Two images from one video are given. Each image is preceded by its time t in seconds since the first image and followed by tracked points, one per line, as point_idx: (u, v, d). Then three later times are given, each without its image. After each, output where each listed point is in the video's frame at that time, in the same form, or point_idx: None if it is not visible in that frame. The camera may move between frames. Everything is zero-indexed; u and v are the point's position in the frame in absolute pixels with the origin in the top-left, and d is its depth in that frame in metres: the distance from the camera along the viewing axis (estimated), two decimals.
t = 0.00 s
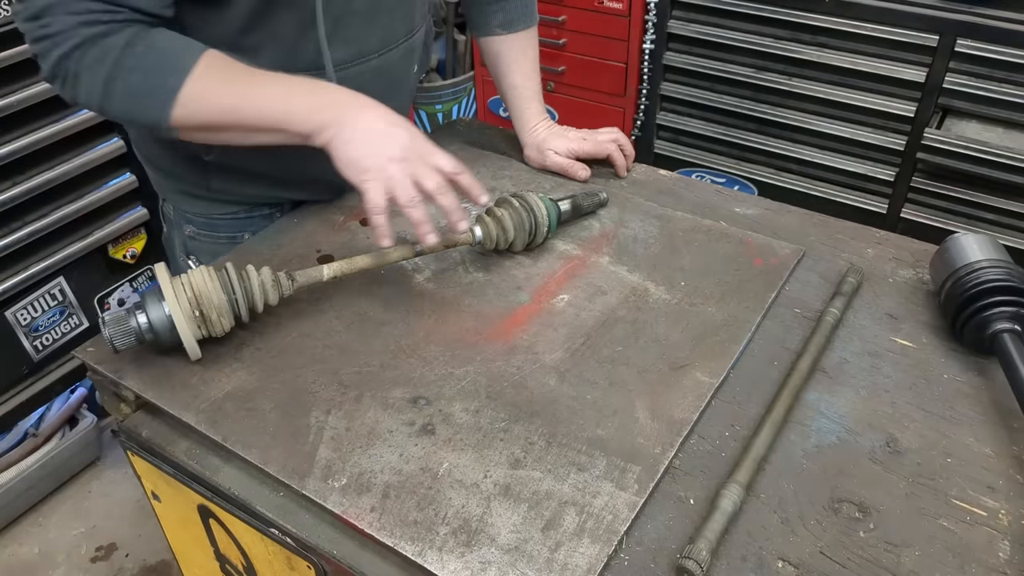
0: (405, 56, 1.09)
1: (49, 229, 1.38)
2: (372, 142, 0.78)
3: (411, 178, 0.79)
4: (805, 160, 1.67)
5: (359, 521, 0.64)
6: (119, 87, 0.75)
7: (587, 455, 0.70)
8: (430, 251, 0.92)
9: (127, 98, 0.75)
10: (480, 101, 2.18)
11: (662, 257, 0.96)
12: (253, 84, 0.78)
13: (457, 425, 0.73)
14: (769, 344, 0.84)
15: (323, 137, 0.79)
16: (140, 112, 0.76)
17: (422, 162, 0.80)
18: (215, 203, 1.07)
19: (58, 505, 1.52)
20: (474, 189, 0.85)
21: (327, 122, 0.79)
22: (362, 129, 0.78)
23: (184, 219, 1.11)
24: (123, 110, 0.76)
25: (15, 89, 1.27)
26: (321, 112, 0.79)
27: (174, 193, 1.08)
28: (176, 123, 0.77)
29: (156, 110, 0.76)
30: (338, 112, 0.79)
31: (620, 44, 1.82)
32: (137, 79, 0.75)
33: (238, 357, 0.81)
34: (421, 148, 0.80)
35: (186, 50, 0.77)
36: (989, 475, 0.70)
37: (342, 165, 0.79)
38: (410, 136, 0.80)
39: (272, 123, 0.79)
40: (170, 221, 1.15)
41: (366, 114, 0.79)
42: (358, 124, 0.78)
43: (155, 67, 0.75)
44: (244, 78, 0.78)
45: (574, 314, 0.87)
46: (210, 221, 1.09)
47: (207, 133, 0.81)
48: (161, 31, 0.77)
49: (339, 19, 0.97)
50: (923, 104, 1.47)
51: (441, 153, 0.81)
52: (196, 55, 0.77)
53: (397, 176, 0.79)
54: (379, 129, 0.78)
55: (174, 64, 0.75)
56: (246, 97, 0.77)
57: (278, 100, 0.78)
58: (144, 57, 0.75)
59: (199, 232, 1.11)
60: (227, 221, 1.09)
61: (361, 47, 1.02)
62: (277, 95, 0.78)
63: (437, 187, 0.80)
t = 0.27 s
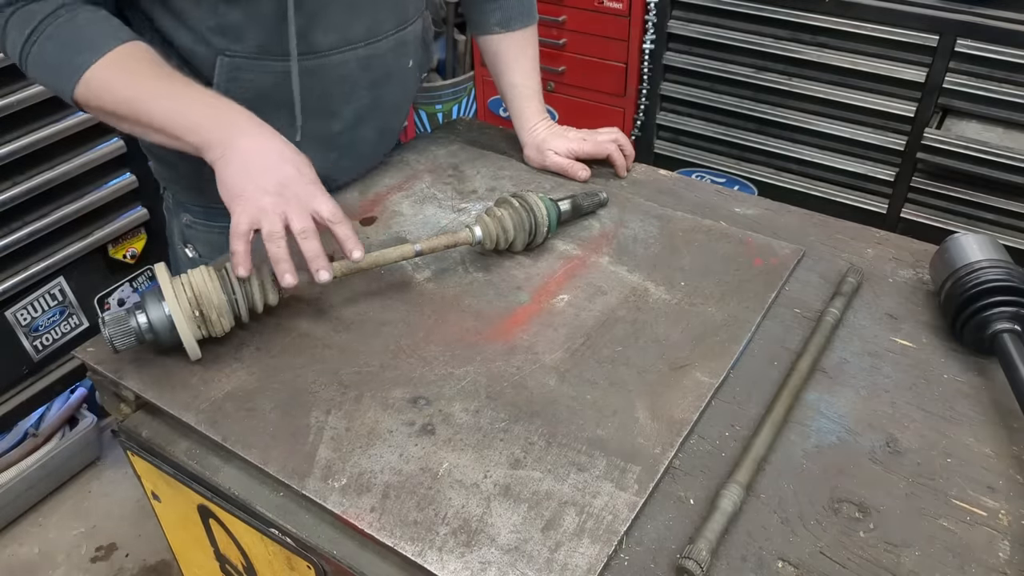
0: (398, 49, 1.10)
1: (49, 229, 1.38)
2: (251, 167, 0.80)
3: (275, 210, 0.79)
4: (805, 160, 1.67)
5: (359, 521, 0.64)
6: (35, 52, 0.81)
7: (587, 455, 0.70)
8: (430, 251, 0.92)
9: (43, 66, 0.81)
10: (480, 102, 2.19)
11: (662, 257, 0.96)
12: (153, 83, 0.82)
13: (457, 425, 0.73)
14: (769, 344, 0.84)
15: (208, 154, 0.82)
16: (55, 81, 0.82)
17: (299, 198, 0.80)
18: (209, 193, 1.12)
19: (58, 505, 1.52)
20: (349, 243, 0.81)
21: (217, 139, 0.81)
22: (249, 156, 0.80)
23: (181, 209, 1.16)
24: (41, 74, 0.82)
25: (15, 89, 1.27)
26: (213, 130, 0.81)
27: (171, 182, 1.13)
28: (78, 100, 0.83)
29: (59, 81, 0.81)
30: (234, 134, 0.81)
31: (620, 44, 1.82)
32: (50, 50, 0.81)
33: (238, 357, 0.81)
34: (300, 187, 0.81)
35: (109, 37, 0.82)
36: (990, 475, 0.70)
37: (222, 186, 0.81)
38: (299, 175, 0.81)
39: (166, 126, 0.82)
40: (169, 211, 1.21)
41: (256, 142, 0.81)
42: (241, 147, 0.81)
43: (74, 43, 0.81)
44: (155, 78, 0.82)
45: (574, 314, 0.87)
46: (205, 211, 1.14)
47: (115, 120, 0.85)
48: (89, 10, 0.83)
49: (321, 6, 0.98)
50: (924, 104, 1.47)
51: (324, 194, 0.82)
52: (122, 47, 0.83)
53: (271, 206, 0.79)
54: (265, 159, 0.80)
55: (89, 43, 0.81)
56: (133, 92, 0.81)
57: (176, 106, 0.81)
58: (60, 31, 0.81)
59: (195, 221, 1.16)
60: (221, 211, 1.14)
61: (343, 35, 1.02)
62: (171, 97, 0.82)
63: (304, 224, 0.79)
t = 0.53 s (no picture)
0: (383, 42, 1.10)
1: (49, 229, 1.38)
2: (236, 140, 0.81)
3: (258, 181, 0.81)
4: (805, 160, 1.67)
5: (359, 522, 0.64)
6: (39, 39, 0.84)
7: (587, 455, 0.70)
8: (430, 251, 0.92)
9: (44, 51, 0.84)
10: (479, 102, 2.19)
11: (662, 257, 0.96)
12: (146, 63, 0.83)
13: (457, 425, 0.73)
14: (769, 344, 0.84)
15: (198, 132, 0.83)
16: (55, 64, 0.84)
17: (282, 169, 0.81)
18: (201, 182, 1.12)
19: (58, 505, 1.52)
20: (332, 215, 0.81)
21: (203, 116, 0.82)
22: (237, 131, 0.81)
23: (176, 198, 1.16)
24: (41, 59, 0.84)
25: (15, 89, 1.27)
26: (203, 109, 0.82)
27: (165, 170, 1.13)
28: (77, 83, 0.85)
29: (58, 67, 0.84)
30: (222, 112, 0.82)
31: (620, 44, 1.82)
32: (51, 36, 0.83)
33: (239, 357, 0.81)
34: (283, 160, 0.82)
35: (104, 22, 0.84)
36: (990, 475, 0.70)
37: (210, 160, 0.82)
38: (281, 148, 0.82)
39: (159, 107, 0.84)
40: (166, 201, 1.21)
41: (241, 118, 0.82)
42: (228, 124, 0.82)
43: (71, 29, 0.83)
44: (148, 59, 0.84)
45: (574, 314, 0.87)
46: (198, 200, 1.14)
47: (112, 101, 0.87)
48: None
49: None
50: (924, 104, 1.47)
51: (306, 167, 0.83)
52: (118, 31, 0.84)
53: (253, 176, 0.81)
54: (252, 135, 0.81)
55: (84, 29, 0.83)
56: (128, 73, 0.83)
57: (168, 86, 0.83)
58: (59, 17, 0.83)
59: (189, 211, 1.16)
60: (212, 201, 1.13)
61: (325, 25, 1.03)
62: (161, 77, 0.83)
63: (286, 195, 0.81)
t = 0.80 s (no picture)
0: (372, 38, 1.09)
1: (49, 229, 1.38)
2: (193, 107, 0.79)
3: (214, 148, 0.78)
4: (805, 160, 1.67)
5: (359, 522, 0.64)
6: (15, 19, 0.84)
7: (587, 455, 0.70)
8: (430, 251, 0.92)
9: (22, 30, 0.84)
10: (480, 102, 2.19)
11: (662, 257, 0.96)
12: (116, 40, 0.84)
13: (457, 425, 0.73)
14: (769, 344, 0.84)
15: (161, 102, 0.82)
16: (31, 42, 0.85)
17: (239, 135, 0.79)
18: (195, 178, 1.11)
19: (58, 505, 1.52)
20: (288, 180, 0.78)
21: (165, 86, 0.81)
22: (196, 98, 0.80)
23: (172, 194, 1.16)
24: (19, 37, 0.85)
25: (14, 89, 1.27)
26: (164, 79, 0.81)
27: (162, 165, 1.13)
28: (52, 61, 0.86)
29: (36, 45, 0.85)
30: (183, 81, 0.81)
31: (620, 44, 1.82)
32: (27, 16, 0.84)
33: (238, 357, 0.81)
34: (240, 125, 0.79)
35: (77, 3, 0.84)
36: (990, 476, 0.70)
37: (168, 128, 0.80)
38: (240, 114, 0.79)
39: (126, 81, 0.83)
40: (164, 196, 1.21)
41: (201, 85, 0.80)
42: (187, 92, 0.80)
43: (45, 8, 0.83)
44: (117, 35, 0.84)
45: (574, 314, 0.87)
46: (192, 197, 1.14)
47: (86, 81, 0.88)
48: None
49: None
50: (924, 104, 1.47)
51: (265, 131, 0.80)
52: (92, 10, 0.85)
53: (210, 141, 0.78)
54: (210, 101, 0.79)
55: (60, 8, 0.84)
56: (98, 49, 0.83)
57: (133, 60, 0.83)
58: None
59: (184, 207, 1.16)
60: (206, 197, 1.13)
61: (311, 20, 1.03)
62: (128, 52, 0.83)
63: (242, 160, 0.78)
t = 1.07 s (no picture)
0: (368, 38, 1.06)
1: (49, 229, 1.38)
2: (182, 25, 0.74)
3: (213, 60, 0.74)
4: (804, 160, 1.67)
5: (359, 522, 0.64)
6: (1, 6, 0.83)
7: (587, 455, 0.70)
8: (430, 251, 0.92)
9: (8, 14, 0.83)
10: (480, 102, 2.20)
11: (662, 257, 0.96)
12: None
13: (457, 425, 0.73)
14: (769, 344, 0.84)
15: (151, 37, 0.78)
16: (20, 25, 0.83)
17: (235, 40, 0.74)
18: (192, 181, 1.11)
19: (58, 505, 1.52)
20: (294, 80, 0.74)
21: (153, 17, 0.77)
22: (182, 16, 0.75)
23: (169, 197, 1.16)
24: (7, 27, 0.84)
25: (14, 89, 1.27)
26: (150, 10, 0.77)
27: (156, 168, 1.13)
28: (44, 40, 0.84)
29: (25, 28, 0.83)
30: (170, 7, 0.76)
31: (620, 44, 1.82)
32: None
33: (239, 357, 0.81)
34: (234, 34, 0.74)
35: None
36: (990, 476, 0.70)
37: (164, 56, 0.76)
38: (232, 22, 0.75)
39: (116, 29, 0.80)
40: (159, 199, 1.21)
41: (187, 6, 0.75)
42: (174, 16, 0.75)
43: None
44: None
45: (574, 314, 0.87)
46: (189, 200, 1.14)
47: (81, 48, 0.85)
48: None
49: None
50: (924, 104, 1.47)
51: (260, 36, 0.75)
52: None
53: (205, 55, 0.73)
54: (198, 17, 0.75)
55: None
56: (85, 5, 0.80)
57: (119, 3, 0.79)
58: None
59: (181, 210, 1.16)
60: (203, 201, 1.13)
61: (307, 20, 1.00)
62: None
63: (244, 66, 0.74)
